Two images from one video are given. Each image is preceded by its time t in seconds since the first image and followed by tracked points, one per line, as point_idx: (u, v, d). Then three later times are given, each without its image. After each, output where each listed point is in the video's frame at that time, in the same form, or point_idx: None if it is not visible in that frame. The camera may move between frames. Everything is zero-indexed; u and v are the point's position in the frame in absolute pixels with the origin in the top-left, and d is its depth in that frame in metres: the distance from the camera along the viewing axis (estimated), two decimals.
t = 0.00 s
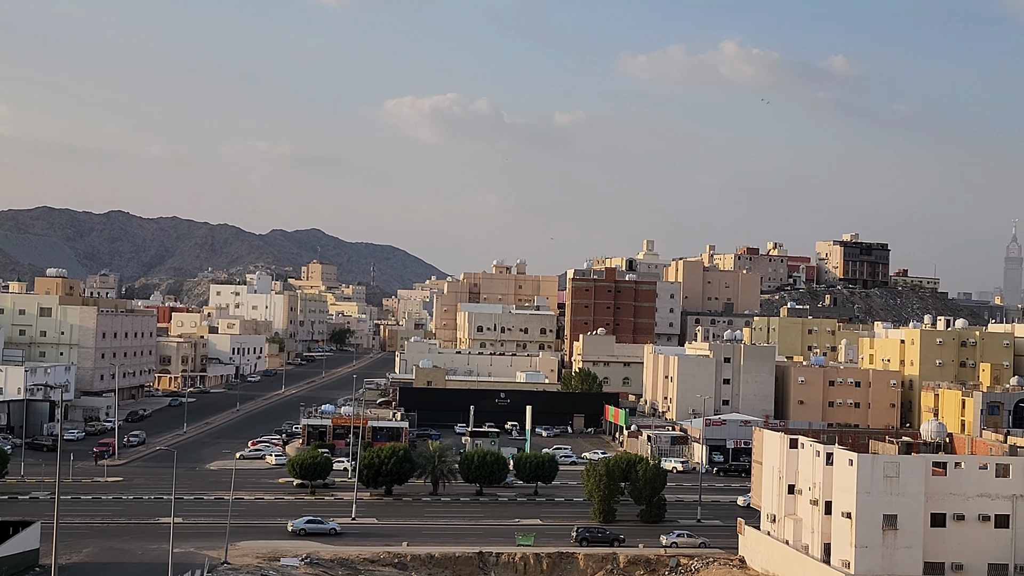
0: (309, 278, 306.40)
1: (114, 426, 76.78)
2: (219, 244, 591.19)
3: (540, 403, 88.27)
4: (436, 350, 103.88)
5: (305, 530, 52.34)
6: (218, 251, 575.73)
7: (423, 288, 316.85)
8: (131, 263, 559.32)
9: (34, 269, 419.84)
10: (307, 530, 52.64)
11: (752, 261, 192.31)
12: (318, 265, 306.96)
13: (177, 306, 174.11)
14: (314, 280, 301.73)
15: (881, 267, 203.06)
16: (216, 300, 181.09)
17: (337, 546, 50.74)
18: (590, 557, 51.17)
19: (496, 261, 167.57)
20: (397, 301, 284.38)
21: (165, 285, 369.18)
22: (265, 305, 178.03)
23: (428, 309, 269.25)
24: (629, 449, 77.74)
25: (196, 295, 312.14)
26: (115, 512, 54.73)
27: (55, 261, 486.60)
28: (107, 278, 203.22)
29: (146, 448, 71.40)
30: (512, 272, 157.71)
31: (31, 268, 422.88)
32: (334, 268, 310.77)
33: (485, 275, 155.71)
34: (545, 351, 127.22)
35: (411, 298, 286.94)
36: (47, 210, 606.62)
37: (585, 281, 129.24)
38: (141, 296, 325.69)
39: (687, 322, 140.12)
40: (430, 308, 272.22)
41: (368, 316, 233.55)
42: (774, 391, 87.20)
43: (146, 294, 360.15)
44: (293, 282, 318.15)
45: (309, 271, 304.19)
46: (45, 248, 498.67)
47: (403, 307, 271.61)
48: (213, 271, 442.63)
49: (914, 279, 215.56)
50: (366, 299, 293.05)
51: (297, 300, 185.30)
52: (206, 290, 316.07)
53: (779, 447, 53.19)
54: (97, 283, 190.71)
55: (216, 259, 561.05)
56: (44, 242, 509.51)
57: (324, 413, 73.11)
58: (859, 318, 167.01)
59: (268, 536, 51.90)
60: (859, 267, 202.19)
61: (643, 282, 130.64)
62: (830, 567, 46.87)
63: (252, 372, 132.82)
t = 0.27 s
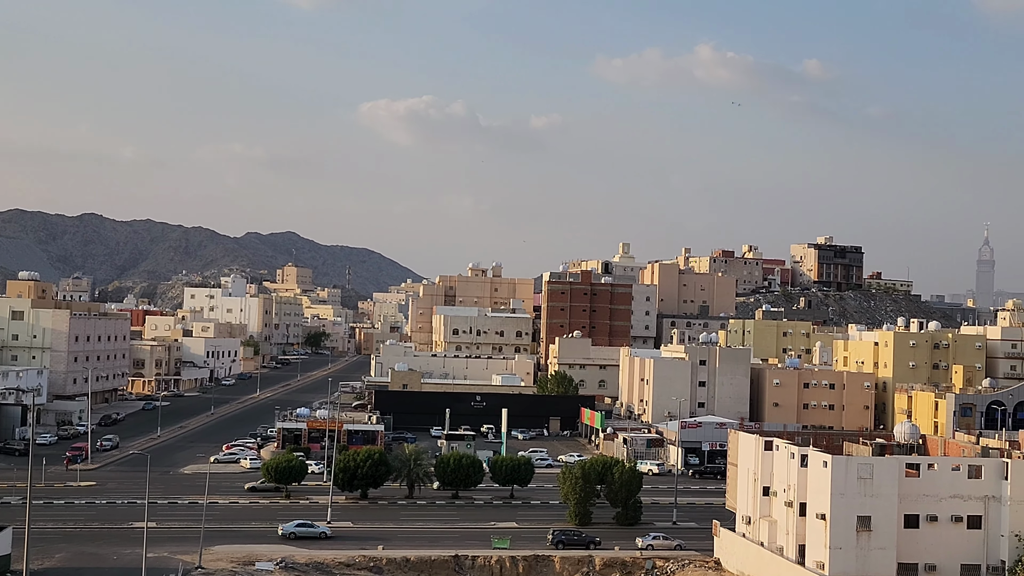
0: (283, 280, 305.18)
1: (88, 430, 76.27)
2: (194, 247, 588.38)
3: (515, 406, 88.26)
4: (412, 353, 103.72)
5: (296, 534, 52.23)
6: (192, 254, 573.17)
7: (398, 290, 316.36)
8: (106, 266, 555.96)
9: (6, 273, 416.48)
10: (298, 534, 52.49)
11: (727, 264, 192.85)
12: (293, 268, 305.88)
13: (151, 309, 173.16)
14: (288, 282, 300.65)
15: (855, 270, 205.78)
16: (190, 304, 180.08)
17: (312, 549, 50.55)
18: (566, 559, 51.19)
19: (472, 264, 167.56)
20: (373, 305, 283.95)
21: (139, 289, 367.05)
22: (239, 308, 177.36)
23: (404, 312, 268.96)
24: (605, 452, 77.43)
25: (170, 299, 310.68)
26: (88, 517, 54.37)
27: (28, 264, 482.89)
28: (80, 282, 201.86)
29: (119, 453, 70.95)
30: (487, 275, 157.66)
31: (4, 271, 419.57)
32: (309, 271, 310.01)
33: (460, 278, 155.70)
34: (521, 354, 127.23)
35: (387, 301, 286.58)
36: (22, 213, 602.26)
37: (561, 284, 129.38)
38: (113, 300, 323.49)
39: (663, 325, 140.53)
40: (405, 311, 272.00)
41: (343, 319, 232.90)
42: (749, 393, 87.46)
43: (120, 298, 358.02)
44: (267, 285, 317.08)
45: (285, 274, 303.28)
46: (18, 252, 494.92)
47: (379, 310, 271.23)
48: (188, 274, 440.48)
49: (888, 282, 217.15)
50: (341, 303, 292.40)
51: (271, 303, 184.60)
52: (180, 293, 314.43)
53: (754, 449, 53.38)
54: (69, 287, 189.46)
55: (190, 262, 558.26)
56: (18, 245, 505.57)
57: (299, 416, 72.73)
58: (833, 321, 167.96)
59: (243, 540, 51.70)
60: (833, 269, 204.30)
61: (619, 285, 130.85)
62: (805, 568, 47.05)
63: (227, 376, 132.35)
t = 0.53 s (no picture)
0: (253, 284, 303.76)
1: (54, 436, 75.62)
2: (163, 251, 584.84)
3: (486, 409, 88.25)
4: (382, 357, 103.50)
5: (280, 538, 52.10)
6: (159, 258, 570.04)
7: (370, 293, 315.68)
8: (76, 270, 551.69)
9: None
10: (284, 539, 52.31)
11: (698, 267, 193.04)
12: (263, 271, 304.47)
13: (119, 313, 171.82)
14: (258, 286, 299.26)
15: (823, 273, 208.15)
16: (158, 308, 178.74)
17: (283, 554, 50.30)
18: (537, 563, 51.16)
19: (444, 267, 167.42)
20: (343, 308, 283.44)
21: (106, 292, 364.43)
22: (209, 311, 176.57)
23: (374, 315, 268.48)
24: (576, 455, 77.60)
25: (139, 303, 308.56)
26: (56, 523, 53.91)
27: None
28: (47, 286, 200.00)
29: (87, 458, 70.40)
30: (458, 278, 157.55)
31: None
32: (279, 274, 309.09)
33: (431, 281, 155.62)
34: (491, 357, 127.21)
35: (357, 304, 286.20)
36: None
37: (532, 288, 129.44)
38: (80, 304, 320.70)
39: (634, 328, 140.85)
40: (375, 314, 271.60)
41: (312, 323, 232.02)
42: (720, 395, 87.56)
43: (87, 302, 355.29)
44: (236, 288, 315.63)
45: (254, 277, 302.46)
46: None
47: (349, 313, 270.70)
48: (158, 278, 437.85)
49: (857, 285, 218.80)
50: (311, 306, 291.52)
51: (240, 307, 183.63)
52: (148, 297, 312.34)
53: (725, 451, 53.58)
54: (36, 291, 187.71)
55: (159, 267, 554.90)
56: None
57: (269, 420, 72.31)
58: (802, 324, 169.08)
59: (211, 545, 51.34)
60: (802, 272, 205.70)
61: (589, 288, 131.07)
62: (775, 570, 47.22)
63: (196, 380, 131.75)
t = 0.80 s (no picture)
0: (217, 287, 302.69)
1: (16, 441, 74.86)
2: (127, 254, 580.42)
3: (453, 412, 88.21)
4: (349, 359, 103.22)
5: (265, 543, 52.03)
6: (122, 260, 565.99)
7: (336, 298, 315.22)
8: (41, 273, 546.44)
9: None
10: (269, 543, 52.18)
11: (665, 268, 193.55)
12: (228, 274, 303.44)
13: (83, 316, 170.30)
14: (223, 289, 297.93)
15: (788, 275, 209.34)
16: (123, 311, 177.35)
17: (248, 558, 50.02)
18: (505, 565, 51.14)
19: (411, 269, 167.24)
20: (310, 311, 282.59)
21: (69, 295, 361.18)
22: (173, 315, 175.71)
23: (340, 318, 267.78)
24: (543, 457, 77.67)
25: (102, 306, 306.00)
26: (17, 529, 53.37)
27: None
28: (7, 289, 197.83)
29: (49, 463, 69.72)
30: (425, 281, 157.48)
31: None
32: (244, 277, 307.78)
33: (398, 283, 155.39)
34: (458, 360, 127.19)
35: (323, 307, 285.50)
36: None
37: (499, 289, 129.52)
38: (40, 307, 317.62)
39: (601, 329, 141.36)
40: (342, 317, 271.06)
41: (278, 326, 231.22)
42: (686, 397, 87.84)
43: (50, 305, 351.97)
44: (200, 291, 313.76)
45: (220, 280, 301.04)
46: None
47: (316, 316, 269.88)
48: (123, 281, 434.38)
49: (822, 287, 220.76)
50: (276, 309, 290.47)
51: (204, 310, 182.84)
52: (112, 300, 309.88)
53: (691, 452, 53.77)
54: None
55: (125, 270, 551.21)
56: None
57: (235, 424, 71.93)
58: (768, 325, 170.25)
59: (176, 550, 50.96)
60: (767, 273, 207.17)
61: (556, 290, 131.36)
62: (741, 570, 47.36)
63: (160, 384, 131.02)
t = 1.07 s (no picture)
0: (179, 290, 300.98)
1: None
2: (86, 256, 574.95)
3: (417, 414, 88.12)
4: (313, 362, 102.87)
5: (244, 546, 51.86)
6: (83, 263, 561.10)
7: (300, 300, 314.22)
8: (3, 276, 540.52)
9: None
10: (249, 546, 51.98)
11: (630, 269, 193.96)
12: (190, 276, 301.91)
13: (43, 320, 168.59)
14: (186, 292, 295.97)
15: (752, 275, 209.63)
16: (83, 314, 175.56)
17: (212, 563, 49.64)
18: (470, 567, 51.04)
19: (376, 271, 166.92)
20: (273, 313, 281.56)
21: (29, 299, 357.55)
22: (135, 318, 174.73)
23: (304, 321, 266.82)
24: (507, 458, 78.10)
25: (62, 310, 303.06)
26: None
27: None
28: None
29: (8, 468, 68.94)
30: (389, 283, 157.28)
31: None
32: (206, 280, 306.16)
33: (362, 285, 155.04)
34: (423, 362, 127.13)
35: (287, 310, 284.59)
36: None
37: (463, 291, 129.45)
38: None
39: (566, 331, 140.99)
40: (306, 320, 270.13)
41: (242, 329, 230.03)
42: (651, 398, 88.21)
43: (8, 309, 348.23)
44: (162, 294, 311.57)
45: (182, 282, 299.38)
46: None
47: (279, 319, 268.83)
48: (85, 284, 430.43)
49: (785, 287, 222.17)
50: (239, 311, 289.13)
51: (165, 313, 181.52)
52: (72, 304, 307.03)
53: (656, 453, 53.90)
54: None
55: (84, 273, 546.46)
56: None
57: (197, 428, 71.49)
58: (732, 326, 171.37)
59: (138, 555, 50.51)
60: (731, 274, 207.82)
61: (521, 292, 131.58)
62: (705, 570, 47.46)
63: (121, 388, 130.02)
